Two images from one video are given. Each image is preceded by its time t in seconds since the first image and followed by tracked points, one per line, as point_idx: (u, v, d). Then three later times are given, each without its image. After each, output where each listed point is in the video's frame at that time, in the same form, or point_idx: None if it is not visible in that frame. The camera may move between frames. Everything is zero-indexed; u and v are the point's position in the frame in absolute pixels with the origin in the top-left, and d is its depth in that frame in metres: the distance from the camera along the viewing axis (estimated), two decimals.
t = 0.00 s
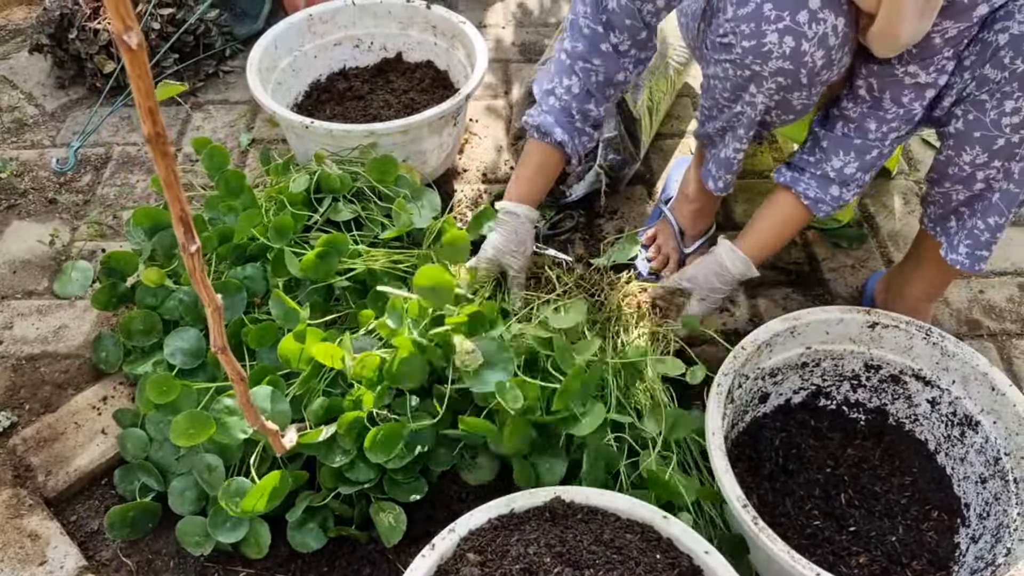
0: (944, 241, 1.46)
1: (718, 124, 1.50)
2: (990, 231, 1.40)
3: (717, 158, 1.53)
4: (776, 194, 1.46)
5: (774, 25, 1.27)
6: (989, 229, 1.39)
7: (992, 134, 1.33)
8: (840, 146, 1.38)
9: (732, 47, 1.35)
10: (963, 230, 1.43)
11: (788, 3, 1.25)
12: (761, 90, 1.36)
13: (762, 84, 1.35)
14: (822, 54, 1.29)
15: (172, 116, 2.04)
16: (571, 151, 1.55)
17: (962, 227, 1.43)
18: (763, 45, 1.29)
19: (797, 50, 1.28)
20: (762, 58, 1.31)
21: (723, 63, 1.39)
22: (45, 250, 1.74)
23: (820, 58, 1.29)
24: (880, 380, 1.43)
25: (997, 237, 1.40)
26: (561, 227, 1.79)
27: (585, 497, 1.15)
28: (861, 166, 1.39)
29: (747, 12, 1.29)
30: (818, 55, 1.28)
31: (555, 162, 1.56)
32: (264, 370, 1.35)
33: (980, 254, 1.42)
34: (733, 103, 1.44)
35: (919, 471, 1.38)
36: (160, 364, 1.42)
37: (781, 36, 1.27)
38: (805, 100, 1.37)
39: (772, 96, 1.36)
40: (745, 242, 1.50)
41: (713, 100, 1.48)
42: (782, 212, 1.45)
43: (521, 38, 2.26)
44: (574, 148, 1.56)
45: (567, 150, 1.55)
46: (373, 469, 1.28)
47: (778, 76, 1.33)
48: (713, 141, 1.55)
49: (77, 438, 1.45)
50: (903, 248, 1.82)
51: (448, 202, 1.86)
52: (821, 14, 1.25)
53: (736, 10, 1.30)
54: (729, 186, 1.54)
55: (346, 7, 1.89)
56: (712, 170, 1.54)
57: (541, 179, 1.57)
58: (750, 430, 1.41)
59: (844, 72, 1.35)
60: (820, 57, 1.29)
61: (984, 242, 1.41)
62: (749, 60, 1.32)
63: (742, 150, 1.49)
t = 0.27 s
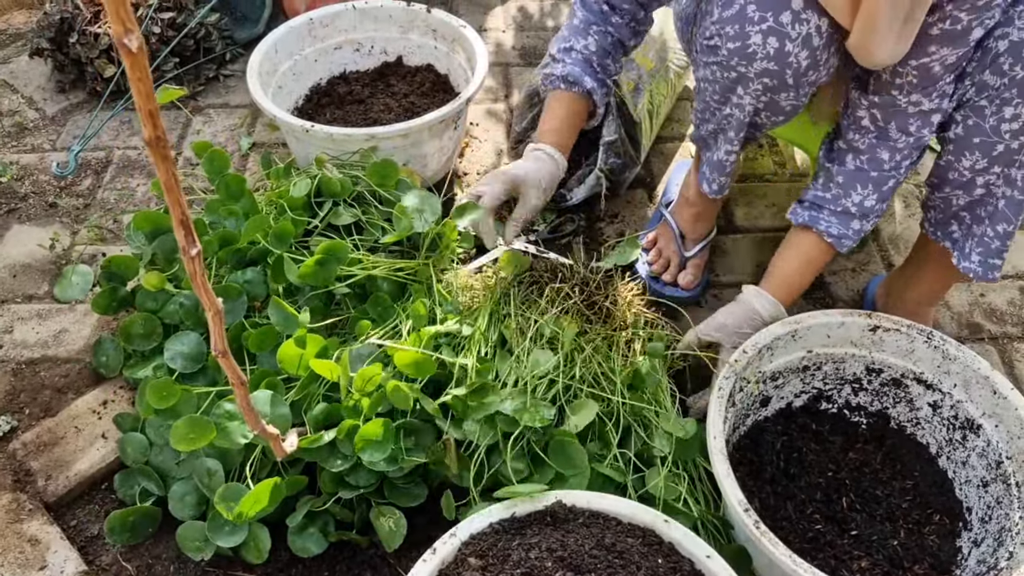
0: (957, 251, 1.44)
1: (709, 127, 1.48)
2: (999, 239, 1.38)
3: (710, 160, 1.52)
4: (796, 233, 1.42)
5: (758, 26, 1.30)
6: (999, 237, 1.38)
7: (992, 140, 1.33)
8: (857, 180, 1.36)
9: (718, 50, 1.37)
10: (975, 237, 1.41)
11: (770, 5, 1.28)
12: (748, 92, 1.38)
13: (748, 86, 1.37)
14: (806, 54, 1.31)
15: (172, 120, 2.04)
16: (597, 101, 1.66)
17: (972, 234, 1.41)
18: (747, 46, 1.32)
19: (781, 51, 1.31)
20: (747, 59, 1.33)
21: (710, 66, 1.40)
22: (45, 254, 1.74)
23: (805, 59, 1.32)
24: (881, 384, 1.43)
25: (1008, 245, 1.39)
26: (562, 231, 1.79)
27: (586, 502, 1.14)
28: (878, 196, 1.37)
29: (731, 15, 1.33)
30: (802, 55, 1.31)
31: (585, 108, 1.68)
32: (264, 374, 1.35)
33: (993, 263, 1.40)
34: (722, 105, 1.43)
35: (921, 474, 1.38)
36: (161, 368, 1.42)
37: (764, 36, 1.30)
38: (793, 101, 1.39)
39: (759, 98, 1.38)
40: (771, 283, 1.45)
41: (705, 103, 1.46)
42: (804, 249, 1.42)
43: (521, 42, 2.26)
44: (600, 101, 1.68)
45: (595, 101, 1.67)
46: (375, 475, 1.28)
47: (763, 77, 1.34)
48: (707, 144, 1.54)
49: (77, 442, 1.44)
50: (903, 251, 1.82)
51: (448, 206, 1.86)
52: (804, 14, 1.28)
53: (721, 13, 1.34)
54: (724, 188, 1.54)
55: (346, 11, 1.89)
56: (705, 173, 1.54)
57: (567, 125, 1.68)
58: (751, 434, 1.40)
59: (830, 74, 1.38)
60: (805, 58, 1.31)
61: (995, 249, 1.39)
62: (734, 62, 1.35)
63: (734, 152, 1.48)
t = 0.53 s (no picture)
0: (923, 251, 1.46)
1: (702, 129, 1.49)
2: (964, 241, 1.40)
3: (704, 163, 1.53)
4: (767, 235, 1.42)
5: (744, 25, 1.29)
6: (964, 239, 1.39)
7: (969, 145, 1.33)
8: (829, 181, 1.36)
9: (706, 50, 1.37)
10: (938, 239, 1.43)
11: (755, 4, 1.28)
12: (736, 92, 1.37)
13: (736, 86, 1.36)
14: (793, 54, 1.30)
15: (172, 125, 2.04)
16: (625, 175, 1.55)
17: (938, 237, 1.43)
18: (733, 46, 1.31)
19: (767, 50, 1.30)
20: (734, 59, 1.33)
21: (700, 67, 1.40)
22: (44, 258, 1.74)
23: (791, 58, 1.31)
24: (881, 388, 1.43)
25: (973, 246, 1.40)
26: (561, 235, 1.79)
27: (586, 507, 1.14)
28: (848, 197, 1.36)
29: (718, 15, 1.32)
30: (789, 54, 1.30)
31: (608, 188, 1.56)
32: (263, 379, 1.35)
33: (956, 262, 1.42)
34: (713, 106, 1.44)
35: (921, 478, 1.38)
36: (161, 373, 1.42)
37: (750, 36, 1.29)
38: (782, 101, 1.38)
39: (747, 98, 1.38)
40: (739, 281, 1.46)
41: (696, 105, 1.47)
42: (774, 250, 1.41)
43: (520, 46, 2.26)
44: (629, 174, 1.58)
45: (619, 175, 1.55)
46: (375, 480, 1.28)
47: (751, 77, 1.34)
48: (701, 146, 1.54)
49: (76, 447, 1.44)
50: (903, 255, 1.82)
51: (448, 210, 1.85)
52: (790, 14, 1.27)
53: (708, 14, 1.34)
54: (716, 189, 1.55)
55: (346, 16, 1.89)
56: (699, 175, 1.55)
57: (599, 209, 1.57)
58: (751, 438, 1.40)
59: (822, 72, 1.37)
60: (791, 57, 1.31)
61: (959, 250, 1.41)
62: (722, 62, 1.34)
63: (725, 152, 1.49)
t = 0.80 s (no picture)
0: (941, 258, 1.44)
1: (704, 135, 1.49)
2: (982, 248, 1.38)
3: (705, 168, 1.51)
4: (801, 228, 1.44)
5: (747, 32, 1.31)
6: (982, 246, 1.38)
7: (978, 147, 1.32)
8: (854, 170, 1.39)
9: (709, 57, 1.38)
10: (957, 246, 1.41)
11: (759, 11, 1.30)
12: (739, 98, 1.38)
13: (739, 92, 1.37)
14: (796, 61, 1.33)
15: (172, 129, 2.04)
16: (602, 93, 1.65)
17: (955, 244, 1.42)
18: (737, 53, 1.33)
19: (771, 57, 1.32)
20: (737, 66, 1.34)
21: (704, 73, 1.41)
22: (44, 262, 1.74)
23: (795, 65, 1.33)
24: (882, 392, 1.42)
25: (990, 253, 1.39)
26: (561, 239, 1.79)
27: (585, 511, 1.14)
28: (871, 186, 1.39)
29: (721, 22, 1.34)
30: (792, 62, 1.32)
31: (591, 106, 1.67)
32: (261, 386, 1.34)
33: (976, 271, 1.41)
34: (715, 112, 1.44)
35: (922, 482, 1.37)
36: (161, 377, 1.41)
37: (754, 42, 1.31)
38: (785, 108, 1.40)
39: (750, 105, 1.38)
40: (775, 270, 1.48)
41: (698, 110, 1.47)
42: (808, 242, 1.44)
43: (520, 50, 2.27)
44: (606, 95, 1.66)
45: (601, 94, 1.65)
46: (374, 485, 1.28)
47: (754, 83, 1.35)
48: (703, 151, 1.53)
49: (75, 452, 1.44)
50: (903, 258, 1.82)
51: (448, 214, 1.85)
52: (793, 21, 1.30)
53: (712, 21, 1.36)
54: (717, 195, 1.54)
55: (346, 20, 1.90)
56: (700, 180, 1.53)
57: (574, 124, 1.67)
58: (751, 442, 1.40)
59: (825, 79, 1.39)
60: (794, 64, 1.33)
61: (976, 258, 1.39)
62: (725, 69, 1.35)
63: (727, 158, 1.48)
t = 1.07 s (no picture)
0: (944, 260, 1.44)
1: (714, 140, 1.46)
2: (989, 250, 1.38)
3: (715, 173, 1.50)
4: (809, 209, 1.48)
5: (766, 41, 1.31)
6: (989, 248, 1.38)
7: (993, 148, 1.33)
8: (864, 150, 1.41)
9: (724, 65, 1.36)
10: (963, 248, 1.41)
11: (779, 19, 1.30)
12: (756, 106, 1.37)
13: (756, 100, 1.36)
14: (815, 69, 1.33)
15: (172, 132, 2.04)
16: None
17: (961, 245, 1.41)
18: (756, 61, 1.32)
19: (790, 66, 1.32)
20: (756, 75, 1.33)
21: (717, 80, 1.39)
22: (44, 266, 1.74)
23: (813, 73, 1.33)
24: (883, 396, 1.42)
25: (997, 255, 1.39)
26: (562, 242, 1.79)
27: (586, 516, 1.14)
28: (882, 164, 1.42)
29: (739, 30, 1.33)
30: (812, 70, 1.33)
31: None
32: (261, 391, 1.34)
33: (980, 272, 1.40)
34: (728, 119, 1.42)
35: (923, 487, 1.37)
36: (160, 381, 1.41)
37: (774, 51, 1.30)
38: (800, 115, 1.39)
39: (767, 112, 1.38)
40: (783, 258, 1.52)
41: (708, 116, 1.45)
42: (818, 222, 1.47)
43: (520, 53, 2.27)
44: None
45: None
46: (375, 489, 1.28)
47: (772, 92, 1.35)
48: (711, 156, 1.51)
49: (75, 456, 1.44)
50: (904, 262, 1.81)
51: (448, 217, 1.85)
52: (813, 29, 1.30)
53: (728, 28, 1.34)
54: (729, 203, 1.51)
55: (346, 23, 1.90)
56: (710, 185, 1.51)
57: None
58: (752, 446, 1.40)
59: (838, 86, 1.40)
60: (813, 73, 1.33)
61: (983, 260, 1.39)
62: (743, 77, 1.34)
63: (740, 164, 1.46)
